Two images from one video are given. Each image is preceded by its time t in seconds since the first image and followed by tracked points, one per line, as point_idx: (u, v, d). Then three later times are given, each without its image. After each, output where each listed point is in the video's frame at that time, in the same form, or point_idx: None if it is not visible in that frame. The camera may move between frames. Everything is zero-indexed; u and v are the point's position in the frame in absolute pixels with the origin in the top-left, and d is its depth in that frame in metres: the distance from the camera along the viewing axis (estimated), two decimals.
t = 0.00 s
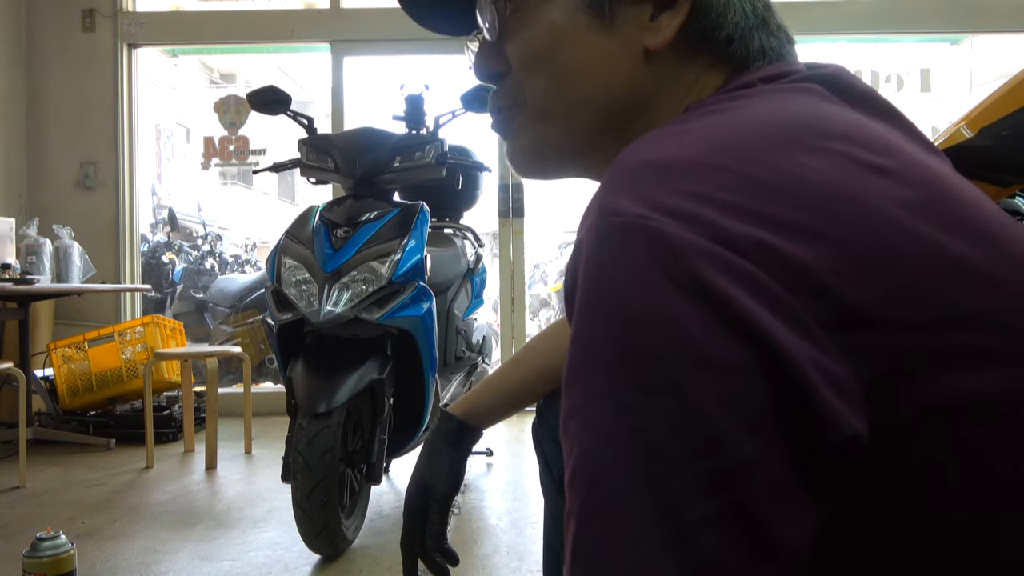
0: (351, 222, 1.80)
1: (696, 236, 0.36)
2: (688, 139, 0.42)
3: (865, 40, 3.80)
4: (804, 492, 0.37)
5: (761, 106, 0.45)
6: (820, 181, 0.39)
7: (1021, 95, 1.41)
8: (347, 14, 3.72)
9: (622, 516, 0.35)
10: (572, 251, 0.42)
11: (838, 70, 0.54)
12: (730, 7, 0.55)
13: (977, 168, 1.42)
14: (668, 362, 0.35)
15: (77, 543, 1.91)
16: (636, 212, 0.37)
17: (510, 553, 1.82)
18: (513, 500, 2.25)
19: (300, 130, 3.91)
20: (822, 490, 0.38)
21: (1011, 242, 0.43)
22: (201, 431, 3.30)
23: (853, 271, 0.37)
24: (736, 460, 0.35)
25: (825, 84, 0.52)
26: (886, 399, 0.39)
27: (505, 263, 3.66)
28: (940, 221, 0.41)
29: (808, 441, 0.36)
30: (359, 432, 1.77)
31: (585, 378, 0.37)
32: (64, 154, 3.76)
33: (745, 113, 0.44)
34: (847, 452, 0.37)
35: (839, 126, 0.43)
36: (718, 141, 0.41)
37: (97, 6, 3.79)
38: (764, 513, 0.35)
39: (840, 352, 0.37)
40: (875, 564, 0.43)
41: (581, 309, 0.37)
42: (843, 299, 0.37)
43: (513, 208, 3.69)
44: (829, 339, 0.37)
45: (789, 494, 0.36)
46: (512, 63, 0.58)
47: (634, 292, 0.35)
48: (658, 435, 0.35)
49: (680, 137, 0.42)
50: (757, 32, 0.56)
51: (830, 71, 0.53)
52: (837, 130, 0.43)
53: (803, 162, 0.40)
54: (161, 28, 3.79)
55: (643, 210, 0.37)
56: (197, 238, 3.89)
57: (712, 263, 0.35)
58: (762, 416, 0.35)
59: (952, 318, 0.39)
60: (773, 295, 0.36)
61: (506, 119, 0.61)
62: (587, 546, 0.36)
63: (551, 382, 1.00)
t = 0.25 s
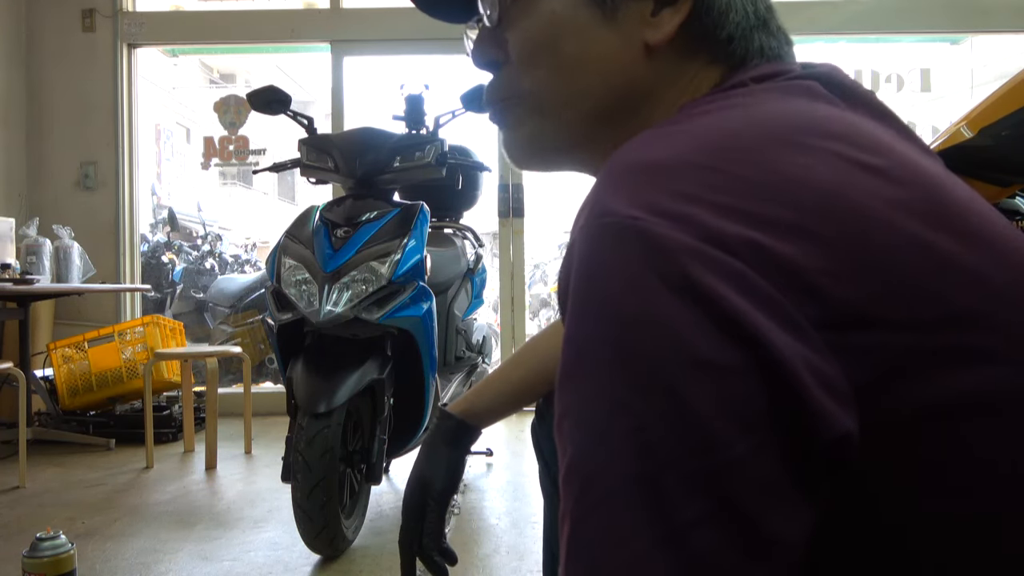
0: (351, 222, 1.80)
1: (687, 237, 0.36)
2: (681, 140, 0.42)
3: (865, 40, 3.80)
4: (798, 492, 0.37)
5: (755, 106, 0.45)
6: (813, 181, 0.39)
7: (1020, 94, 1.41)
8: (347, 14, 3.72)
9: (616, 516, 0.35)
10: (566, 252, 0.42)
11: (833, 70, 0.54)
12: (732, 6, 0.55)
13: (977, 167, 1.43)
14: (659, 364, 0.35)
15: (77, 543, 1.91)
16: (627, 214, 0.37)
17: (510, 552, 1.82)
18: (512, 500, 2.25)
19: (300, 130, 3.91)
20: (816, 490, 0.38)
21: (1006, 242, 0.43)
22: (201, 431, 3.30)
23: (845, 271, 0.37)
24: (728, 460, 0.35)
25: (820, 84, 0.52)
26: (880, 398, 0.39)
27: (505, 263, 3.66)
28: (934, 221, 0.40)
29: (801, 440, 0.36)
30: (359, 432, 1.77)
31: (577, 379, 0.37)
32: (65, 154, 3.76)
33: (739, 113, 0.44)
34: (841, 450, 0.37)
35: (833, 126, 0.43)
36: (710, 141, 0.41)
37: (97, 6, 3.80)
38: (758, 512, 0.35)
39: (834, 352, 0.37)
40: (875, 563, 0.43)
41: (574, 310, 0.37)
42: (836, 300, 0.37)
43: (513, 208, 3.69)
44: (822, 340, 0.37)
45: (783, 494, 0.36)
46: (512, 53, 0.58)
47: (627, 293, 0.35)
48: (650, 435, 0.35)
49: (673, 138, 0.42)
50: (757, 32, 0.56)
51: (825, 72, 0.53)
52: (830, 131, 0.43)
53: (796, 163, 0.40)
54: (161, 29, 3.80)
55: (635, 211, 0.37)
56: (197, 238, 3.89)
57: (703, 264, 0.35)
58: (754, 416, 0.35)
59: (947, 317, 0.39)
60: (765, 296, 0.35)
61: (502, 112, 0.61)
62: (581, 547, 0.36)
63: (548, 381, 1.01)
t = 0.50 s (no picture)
0: (351, 222, 1.80)
1: (680, 238, 0.36)
2: (675, 141, 0.42)
3: (865, 40, 3.80)
4: (792, 493, 0.37)
5: (750, 107, 0.45)
6: (807, 183, 0.39)
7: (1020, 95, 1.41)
8: (347, 14, 3.72)
9: (610, 517, 0.35)
10: (560, 253, 0.42)
11: (830, 70, 0.54)
12: (733, 6, 0.55)
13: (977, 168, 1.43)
14: (651, 365, 0.35)
15: (77, 543, 1.91)
16: (621, 215, 0.37)
17: (510, 553, 1.82)
18: (512, 501, 2.25)
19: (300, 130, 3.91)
20: (810, 490, 0.38)
21: (1001, 242, 0.43)
22: (201, 431, 3.30)
23: (839, 272, 0.37)
24: (722, 460, 0.35)
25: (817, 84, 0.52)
26: (876, 399, 0.39)
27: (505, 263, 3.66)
28: (929, 223, 0.40)
29: (796, 441, 0.36)
30: (359, 431, 1.77)
31: (571, 381, 0.37)
32: (65, 154, 3.76)
33: (734, 114, 0.44)
34: (835, 451, 0.37)
35: (829, 127, 0.43)
36: (704, 142, 0.41)
37: (97, 6, 3.80)
38: (751, 512, 0.35)
39: (828, 353, 0.37)
40: (875, 564, 0.43)
41: (568, 311, 0.37)
42: (830, 301, 0.37)
43: (513, 208, 3.69)
44: (816, 341, 0.37)
45: (778, 494, 0.36)
46: (514, 52, 0.58)
47: (619, 295, 0.35)
48: (644, 437, 0.35)
49: (668, 139, 0.42)
50: (756, 31, 0.56)
51: (822, 72, 0.53)
52: (825, 131, 0.43)
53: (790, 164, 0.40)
54: (161, 29, 3.80)
55: (628, 213, 0.37)
56: (197, 238, 3.89)
57: (696, 264, 0.35)
58: (748, 417, 0.35)
59: (943, 318, 0.39)
60: (758, 297, 0.36)
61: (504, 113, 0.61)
62: (577, 547, 0.36)
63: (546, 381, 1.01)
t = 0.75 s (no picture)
0: (351, 222, 1.80)
1: (674, 239, 0.36)
2: (670, 142, 0.42)
3: (865, 40, 3.80)
4: (788, 493, 0.37)
5: (746, 108, 0.45)
6: (802, 184, 0.39)
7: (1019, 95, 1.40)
8: (347, 14, 3.72)
9: (606, 517, 0.35)
10: (556, 255, 0.42)
11: (826, 71, 0.54)
12: (721, 9, 0.55)
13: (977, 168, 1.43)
14: (646, 367, 0.35)
15: (77, 543, 1.91)
16: (615, 217, 0.37)
17: (510, 553, 1.82)
18: (512, 501, 2.25)
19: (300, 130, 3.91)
20: (807, 491, 0.38)
21: (997, 242, 0.43)
22: (201, 431, 3.30)
23: (834, 273, 0.37)
24: (718, 461, 0.35)
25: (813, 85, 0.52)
26: (873, 400, 0.39)
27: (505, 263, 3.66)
28: (925, 223, 0.40)
29: (791, 442, 0.36)
30: (359, 432, 1.77)
31: (566, 382, 0.37)
32: (65, 154, 3.76)
33: (729, 115, 0.44)
34: (832, 451, 0.37)
35: (824, 128, 0.43)
36: (699, 144, 0.41)
37: (97, 6, 3.80)
38: (746, 512, 0.35)
39: (824, 355, 0.37)
40: (874, 564, 0.43)
41: (563, 313, 0.37)
42: (825, 303, 0.37)
43: (513, 208, 3.69)
44: (812, 342, 0.37)
45: (774, 495, 0.36)
46: (505, 79, 0.57)
47: (613, 296, 0.35)
48: (639, 438, 0.35)
49: (664, 140, 0.42)
50: (746, 31, 0.56)
51: (818, 73, 0.53)
52: (820, 132, 0.43)
53: (786, 165, 0.40)
54: (161, 29, 3.80)
55: (622, 215, 0.37)
56: (197, 238, 3.89)
57: (690, 266, 0.35)
58: (743, 418, 0.35)
59: (940, 320, 0.39)
60: (753, 299, 0.36)
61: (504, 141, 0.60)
62: (574, 549, 0.36)
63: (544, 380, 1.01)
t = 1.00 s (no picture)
0: (351, 222, 1.80)
1: (674, 239, 0.36)
2: (670, 141, 0.42)
3: (865, 40, 3.80)
4: (788, 492, 0.37)
5: (745, 108, 0.45)
6: (803, 183, 0.39)
7: (1018, 95, 1.40)
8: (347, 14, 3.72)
9: (606, 518, 0.35)
10: (556, 254, 0.42)
11: (825, 71, 0.54)
12: (712, 9, 0.55)
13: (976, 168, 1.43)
14: (646, 367, 0.35)
15: (77, 543, 1.91)
16: (615, 216, 0.37)
17: (510, 553, 1.82)
18: (512, 501, 2.25)
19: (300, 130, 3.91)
20: (808, 491, 0.38)
21: (995, 240, 0.43)
22: (201, 431, 3.30)
23: (834, 273, 0.37)
24: (718, 462, 0.35)
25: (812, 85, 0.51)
26: (873, 401, 0.39)
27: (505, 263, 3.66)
28: (924, 222, 0.40)
29: (792, 442, 0.36)
30: (359, 432, 1.77)
31: (566, 383, 0.37)
32: (65, 154, 3.76)
33: (729, 114, 0.44)
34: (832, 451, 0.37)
35: (823, 127, 0.43)
36: (699, 143, 0.41)
37: (97, 6, 3.80)
38: (746, 513, 0.35)
39: (823, 356, 0.37)
40: (876, 564, 0.43)
41: (562, 313, 0.37)
42: (825, 303, 0.37)
43: (512, 208, 3.69)
44: (811, 343, 0.37)
45: (774, 495, 0.36)
46: (501, 90, 0.57)
47: (612, 295, 0.35)
48: (639, 438, 0.35)
49: (663, 140, 0.42)
50: (739, 29, 0.56)
51: (818, 73, 0.53)
52: (819, 132, 0.43)
53: (786, 164, 0.40)
54: (161, 29, 3.80)
55: (622, 214, 0.37)
56: (197, 238, 3.89)
57: (689, 265, 0.35)
58: (744, 419, 0.35)
59: (940, 320, 0.39)
60: (753, 299, 0.36)
61: (504, 152, 0.60)
62: (574, 550, 0.36)
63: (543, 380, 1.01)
